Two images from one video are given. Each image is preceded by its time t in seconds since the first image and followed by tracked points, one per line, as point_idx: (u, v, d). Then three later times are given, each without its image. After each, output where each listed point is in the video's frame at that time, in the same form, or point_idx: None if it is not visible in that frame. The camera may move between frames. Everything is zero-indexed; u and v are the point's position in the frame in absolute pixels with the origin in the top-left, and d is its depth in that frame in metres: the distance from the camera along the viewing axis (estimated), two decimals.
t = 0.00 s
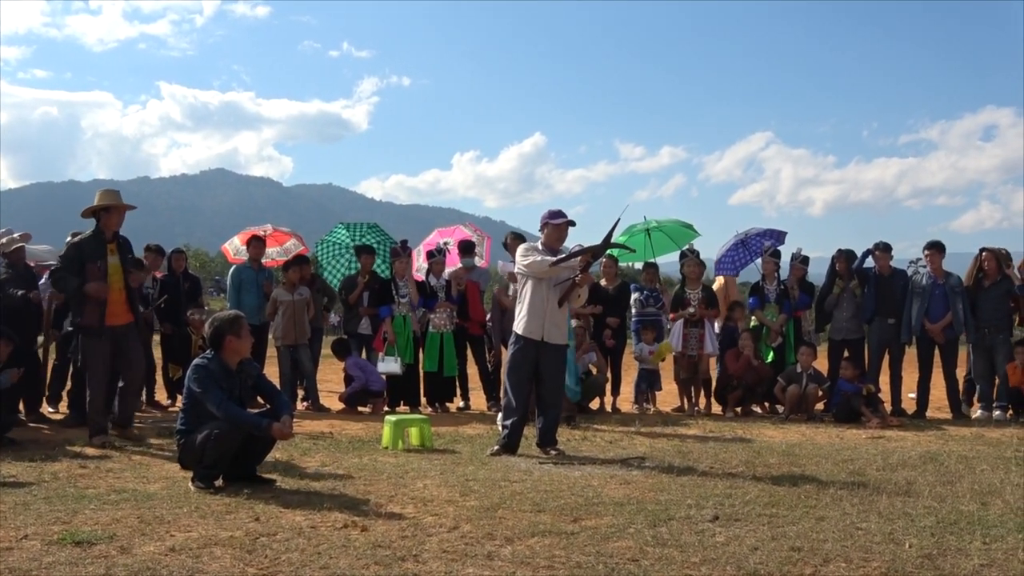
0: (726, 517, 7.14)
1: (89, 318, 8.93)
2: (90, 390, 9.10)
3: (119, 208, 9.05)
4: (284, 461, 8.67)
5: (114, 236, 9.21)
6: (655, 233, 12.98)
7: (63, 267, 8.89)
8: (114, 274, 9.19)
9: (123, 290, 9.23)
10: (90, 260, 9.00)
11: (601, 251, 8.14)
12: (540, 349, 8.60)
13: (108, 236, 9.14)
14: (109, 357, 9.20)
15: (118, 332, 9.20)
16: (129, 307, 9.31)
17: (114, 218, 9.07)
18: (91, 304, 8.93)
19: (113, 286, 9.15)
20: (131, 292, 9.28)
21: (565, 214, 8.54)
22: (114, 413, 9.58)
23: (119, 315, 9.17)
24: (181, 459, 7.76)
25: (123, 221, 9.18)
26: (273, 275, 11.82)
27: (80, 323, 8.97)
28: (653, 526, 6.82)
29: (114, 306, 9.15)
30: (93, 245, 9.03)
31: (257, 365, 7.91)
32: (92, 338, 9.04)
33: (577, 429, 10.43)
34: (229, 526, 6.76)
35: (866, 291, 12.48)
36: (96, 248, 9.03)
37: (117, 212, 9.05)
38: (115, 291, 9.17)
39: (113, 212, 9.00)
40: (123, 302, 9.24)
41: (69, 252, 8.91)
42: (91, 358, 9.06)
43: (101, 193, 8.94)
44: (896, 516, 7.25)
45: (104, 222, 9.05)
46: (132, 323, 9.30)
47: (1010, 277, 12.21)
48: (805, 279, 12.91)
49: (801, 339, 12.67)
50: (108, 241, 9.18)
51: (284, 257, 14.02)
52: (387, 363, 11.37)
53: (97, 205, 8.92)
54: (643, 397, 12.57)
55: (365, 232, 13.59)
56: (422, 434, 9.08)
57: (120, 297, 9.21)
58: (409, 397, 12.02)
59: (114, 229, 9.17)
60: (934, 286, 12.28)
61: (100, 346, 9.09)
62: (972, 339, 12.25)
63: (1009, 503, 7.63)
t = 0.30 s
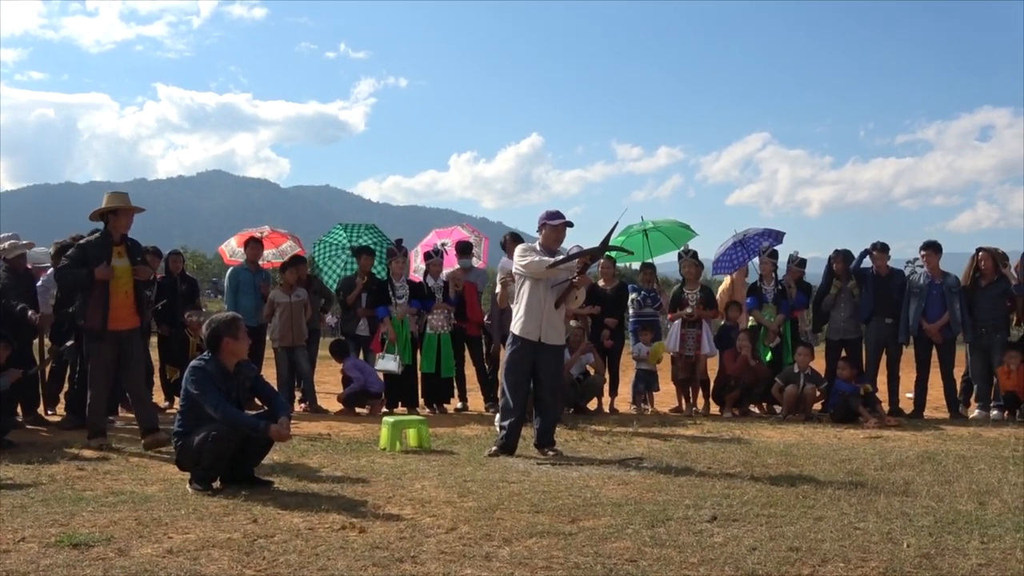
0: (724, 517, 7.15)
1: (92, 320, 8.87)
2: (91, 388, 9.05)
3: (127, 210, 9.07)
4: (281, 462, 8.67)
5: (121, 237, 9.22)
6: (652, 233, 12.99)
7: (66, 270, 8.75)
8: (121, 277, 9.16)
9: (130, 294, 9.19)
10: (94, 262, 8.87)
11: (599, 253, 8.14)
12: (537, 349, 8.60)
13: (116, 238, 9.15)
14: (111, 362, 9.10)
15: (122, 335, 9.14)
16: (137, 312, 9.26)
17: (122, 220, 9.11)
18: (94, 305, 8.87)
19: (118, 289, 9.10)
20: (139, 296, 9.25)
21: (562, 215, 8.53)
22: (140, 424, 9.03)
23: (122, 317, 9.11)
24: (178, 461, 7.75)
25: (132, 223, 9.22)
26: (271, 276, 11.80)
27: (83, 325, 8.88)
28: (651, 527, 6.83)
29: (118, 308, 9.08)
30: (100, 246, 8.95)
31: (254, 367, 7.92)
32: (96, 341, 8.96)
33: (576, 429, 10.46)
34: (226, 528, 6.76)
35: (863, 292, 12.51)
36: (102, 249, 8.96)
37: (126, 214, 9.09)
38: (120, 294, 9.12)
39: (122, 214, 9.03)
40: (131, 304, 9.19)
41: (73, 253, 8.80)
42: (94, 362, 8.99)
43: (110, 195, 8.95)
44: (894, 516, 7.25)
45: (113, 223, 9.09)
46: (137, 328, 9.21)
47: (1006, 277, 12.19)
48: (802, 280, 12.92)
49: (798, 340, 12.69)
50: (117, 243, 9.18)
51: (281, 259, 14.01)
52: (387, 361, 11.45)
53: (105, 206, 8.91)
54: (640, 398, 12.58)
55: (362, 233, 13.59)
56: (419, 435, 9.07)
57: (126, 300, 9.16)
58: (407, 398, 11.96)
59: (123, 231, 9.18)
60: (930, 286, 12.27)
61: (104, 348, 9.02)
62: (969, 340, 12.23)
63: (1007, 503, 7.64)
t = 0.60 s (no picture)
0: (722, 518, 7.14)
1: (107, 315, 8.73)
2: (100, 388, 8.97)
3: (148, 206, 8.81)
4: (278, 462, 8.65)
5: (142, 234, 9.01)
6: (651, 234, 12.96)
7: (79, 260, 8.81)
8: (139, 273, 8.94)
9: (149, 291, 8.96)
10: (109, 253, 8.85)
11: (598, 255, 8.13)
12: (535, 350, 8.58)
13: (136, 234, 8.94)
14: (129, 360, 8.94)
15: (140, 331, 8.93)
16: (158, 310, 9.02)
17: (145, 217, 8.85)
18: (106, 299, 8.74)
19: (134, 284, 8.89)
20: (160, 293, 9.02)
21: (562, 217, 8.52)
22: (140, 427, 9.05)
23: (140, 313, 8.91)
24: (176, 461, 7.75)
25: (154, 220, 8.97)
26: (269, 276, 11.76)
27: (98, 318, 8.85)
28: (648, 528, 6.82)
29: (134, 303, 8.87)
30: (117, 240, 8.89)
31: (253, 366, 7.92)
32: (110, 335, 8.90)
33: (574, 430, 10.44)
34: (224, 528, 6.75)
35: (861, 293, 12.51)
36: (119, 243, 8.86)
37: (147, 211, 8.82)
38: (138, 289, 8.90)
39: (142, 211, 8.78)
40: (149, 301, 8.96)
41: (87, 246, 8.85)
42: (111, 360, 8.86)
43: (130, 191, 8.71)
44: (891, 518, 7.25)
45: (134, 220, 8.86)
46: (157, 326, 9.00)
47: (1004, 278, 12.21)
48: (800, 284, 12.93)
49: (796, 342, 12.74)
50: (137, 239, 8.99)
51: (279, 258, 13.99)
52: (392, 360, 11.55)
53: (125, 202, 8.70)
54: (638, 399, 12.57)
55: (360, 233, 13.57)
56: (417, 436, 9.05)
57: (145, 296, 8.95)
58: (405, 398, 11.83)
59: (144, 228, 8.95)
60: (928, 287, 12.27)
61: (121, 345, 8.87)
62: (967, 342, 12.22)
63: (1004, 505, 7.64)
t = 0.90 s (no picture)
0: (722, 517, 7.15)
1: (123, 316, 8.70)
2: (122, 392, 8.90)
3: (166, 208, 8.76)
4: (278, 463, 8.64)
5: (160, 235, 8.97)
6: (650, 233, 12.96)
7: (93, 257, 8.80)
8: (154, 274, 8.91)
9: (164, 293, 8.95)
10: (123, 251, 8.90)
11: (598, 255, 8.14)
12: (534, 350, 8.58)
13: (153, 235, 8.91)
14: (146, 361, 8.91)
15: (153, 332, 8.90)
16: (171, 311, 9.03)
17: (163, 218, 8.81)
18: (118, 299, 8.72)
19: (147, 285, 8.86)
20: (174, 295, 9.02)
21: (563, 216, 8.54)
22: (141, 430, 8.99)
23: (153, 313, 8.89)
24: (176, 463, 7.75)
25: (173, 221, 8.92)
26: (268, 278, 11.75)
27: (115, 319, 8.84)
28: (649, 527, 6.83)
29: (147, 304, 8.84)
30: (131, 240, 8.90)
31: (252, 368, 7.94)
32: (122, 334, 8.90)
33: (573, 430, 10.42)
34: (224, 529, 6.75)
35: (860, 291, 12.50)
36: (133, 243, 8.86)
37: (166, 212, 8.78)
38: (152, 290, 8.88)
39: (160, 212, 8.72)
40: (162, 303, 8.94)
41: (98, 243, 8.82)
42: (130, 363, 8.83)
43: (148, 192, 8.66)
44: (891, 516, 7.26)
45: (152, 220, 8.80)
46: (172, 328, 9.02)
47: (1002, 276, 12.25)
48: (797, 282, 12.88)
49: (795, 341, 12.72)
50: (155, 240, 8.96)
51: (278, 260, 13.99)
52: (393, 360, 11.57)
53: (143, 202, 8.67)
54: (637, 399, 12.56)
55: (359, 234, 13.57)
56: (417, 436, 9.04)
57: (159, 297, 8.93)
58: (406, 399, 11.79)
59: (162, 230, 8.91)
60: (927, 285, 12.27)
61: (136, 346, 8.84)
62: (966, 339, 12.24)
63: (1004, 503, 7.64)
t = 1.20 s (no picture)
0: (721, 517, 7.15)
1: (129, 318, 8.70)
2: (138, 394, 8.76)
3: (173, 209, 8.74)
4: (278, 463, 8.63)
5: (167, 235, 8.96)
6: (650, 233, 12.96)
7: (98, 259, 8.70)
8: (161, 275, 8.89)
9: (172, 294, 8.95)
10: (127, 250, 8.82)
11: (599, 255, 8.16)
12: (533, 349, 8.58)
13: (161, 235, 8.90)
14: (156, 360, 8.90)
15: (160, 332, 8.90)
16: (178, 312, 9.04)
17: (170, 217, 8.79)
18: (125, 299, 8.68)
19: (154, 285, 8.83)
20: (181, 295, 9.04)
21: (565, 215, 8.55)
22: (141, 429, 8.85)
23: (161, 314, 8.89)
24: (175, 463, 7.75)
25: (179, 221, 8.91)
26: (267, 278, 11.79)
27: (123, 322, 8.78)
28: (648, 527, 6.83)
29: (155, 305, 8.82)
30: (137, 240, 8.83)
31: (252, 367, 7.95)
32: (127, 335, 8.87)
33: (572, 430, 10.40)
34: (223, 529, 6.76)
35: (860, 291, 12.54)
36: (141, 244, 8.81)
37: (173, 213, 8.76)
38: (160, 290, 8.87)
39: (167, 212, 8.71)
40: (170, 303, 8.94)
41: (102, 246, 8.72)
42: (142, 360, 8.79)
43: (155, 193, 8.62)
44: (891, 515, 7.26)
45: (159, 220, 8.80)
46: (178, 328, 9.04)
47: (1001, 276, 12.24)
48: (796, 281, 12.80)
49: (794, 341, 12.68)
50: (162, 240, 8.93)
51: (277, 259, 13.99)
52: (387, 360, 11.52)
53: (150, 202, 8.61)
54: (637, 399, 12.55)
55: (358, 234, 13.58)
56: (416, 436, 9.03)
57: (166, 297, 8.93)
58: (405, 399, 11.81)
59: (169, 230, 8.90)
60: (927, 285, 12.26)
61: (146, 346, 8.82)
62: (965, 339, 12.24)
63: (1003, 502, 7.64)
